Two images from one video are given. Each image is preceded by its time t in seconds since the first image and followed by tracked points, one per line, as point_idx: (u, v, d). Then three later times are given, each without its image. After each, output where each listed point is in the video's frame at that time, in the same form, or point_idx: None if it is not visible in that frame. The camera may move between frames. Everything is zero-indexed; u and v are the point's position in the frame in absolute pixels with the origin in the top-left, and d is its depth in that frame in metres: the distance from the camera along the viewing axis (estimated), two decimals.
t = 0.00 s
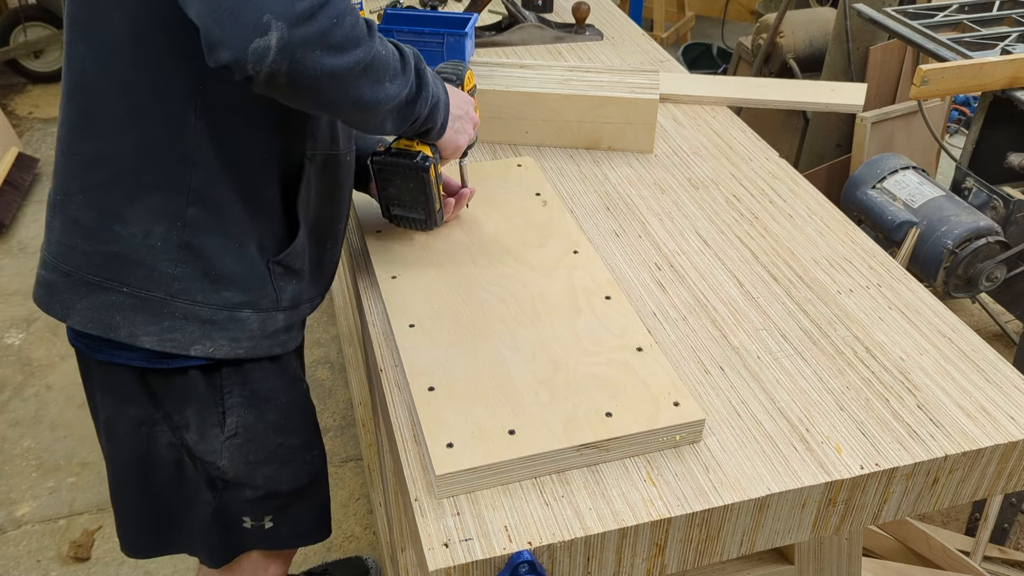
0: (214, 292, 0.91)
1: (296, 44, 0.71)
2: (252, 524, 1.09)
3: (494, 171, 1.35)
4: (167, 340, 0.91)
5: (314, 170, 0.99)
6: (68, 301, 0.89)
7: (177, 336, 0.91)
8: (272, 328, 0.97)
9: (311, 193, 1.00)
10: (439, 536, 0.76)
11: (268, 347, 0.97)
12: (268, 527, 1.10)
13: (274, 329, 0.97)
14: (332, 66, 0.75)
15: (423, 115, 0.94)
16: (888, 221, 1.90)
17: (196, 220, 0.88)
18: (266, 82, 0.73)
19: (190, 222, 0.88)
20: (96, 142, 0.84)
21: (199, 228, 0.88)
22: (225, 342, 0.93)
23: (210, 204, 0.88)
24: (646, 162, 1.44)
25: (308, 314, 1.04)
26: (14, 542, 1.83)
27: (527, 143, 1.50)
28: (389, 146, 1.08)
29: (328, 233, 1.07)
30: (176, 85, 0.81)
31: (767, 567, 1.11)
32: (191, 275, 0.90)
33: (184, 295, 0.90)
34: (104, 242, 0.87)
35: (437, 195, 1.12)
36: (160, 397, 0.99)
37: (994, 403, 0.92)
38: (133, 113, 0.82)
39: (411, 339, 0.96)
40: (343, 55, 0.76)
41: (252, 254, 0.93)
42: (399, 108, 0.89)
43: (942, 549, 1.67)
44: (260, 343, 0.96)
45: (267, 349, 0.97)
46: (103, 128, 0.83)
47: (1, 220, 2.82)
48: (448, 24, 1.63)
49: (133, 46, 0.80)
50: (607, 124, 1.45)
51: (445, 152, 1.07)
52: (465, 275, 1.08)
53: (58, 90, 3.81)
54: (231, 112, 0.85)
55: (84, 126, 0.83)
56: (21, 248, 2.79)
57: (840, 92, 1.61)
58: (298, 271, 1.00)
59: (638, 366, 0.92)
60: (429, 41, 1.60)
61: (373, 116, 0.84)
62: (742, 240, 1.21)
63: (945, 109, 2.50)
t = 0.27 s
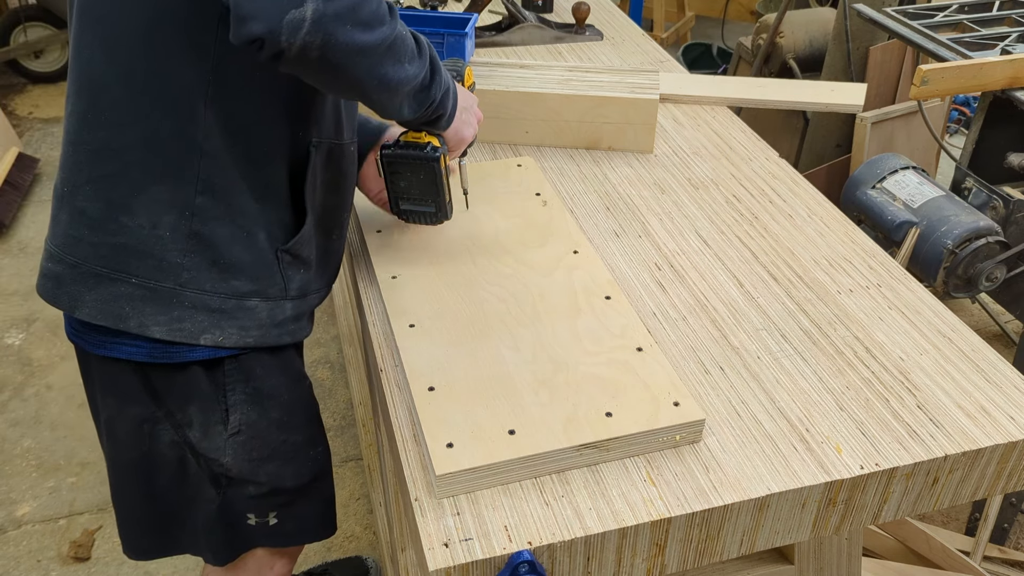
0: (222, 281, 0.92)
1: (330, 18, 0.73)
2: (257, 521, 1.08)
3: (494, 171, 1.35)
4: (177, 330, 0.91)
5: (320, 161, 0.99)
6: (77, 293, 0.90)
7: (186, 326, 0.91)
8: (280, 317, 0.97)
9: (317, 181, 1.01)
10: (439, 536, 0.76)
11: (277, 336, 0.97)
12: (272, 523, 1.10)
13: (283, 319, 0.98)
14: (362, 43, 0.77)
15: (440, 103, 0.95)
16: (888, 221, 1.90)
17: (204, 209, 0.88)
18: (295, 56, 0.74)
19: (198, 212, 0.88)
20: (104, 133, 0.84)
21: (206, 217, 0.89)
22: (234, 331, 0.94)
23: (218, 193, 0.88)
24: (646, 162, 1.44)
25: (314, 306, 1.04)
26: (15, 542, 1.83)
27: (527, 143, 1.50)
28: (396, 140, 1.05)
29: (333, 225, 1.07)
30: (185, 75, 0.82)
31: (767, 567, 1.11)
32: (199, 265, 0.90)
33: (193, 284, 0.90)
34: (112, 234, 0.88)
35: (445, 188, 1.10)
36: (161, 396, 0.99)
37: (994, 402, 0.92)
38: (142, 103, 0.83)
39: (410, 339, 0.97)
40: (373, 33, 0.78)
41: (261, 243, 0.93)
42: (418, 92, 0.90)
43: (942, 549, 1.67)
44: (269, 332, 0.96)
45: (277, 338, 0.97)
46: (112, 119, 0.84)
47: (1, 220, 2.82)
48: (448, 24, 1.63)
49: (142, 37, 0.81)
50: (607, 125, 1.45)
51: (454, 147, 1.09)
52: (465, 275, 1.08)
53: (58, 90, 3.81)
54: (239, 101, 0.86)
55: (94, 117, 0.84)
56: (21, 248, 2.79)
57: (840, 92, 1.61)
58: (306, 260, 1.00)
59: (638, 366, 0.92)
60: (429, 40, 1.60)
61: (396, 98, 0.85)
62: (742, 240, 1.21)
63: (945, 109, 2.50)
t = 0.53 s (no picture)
0: (246, 271, 0.92)
1: None
2: (260, 519, 1.09)
3: (494, 171, 1.35)
4: (204, 321, 0.91)
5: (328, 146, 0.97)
6: (100, 288, 0.89)
7: (213, 317, 0.92)
8: (298, 304, 0.98)
9: (327, 169, 0.99)
10: (439, 536, 0.76)
11: (297, 323, 0.98)
12: (275, 522, 1.10)
13: (301, 305, 0.99)
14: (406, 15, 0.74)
15: (460, 94, 0.93)
16: (888, 221, 1.90)
17: (230, 200, 0.88)
18: (340, 25, 0.71)
19: (223, 203, 0.88)
20: (130, 125, 0.84)
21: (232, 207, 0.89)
22: (257, 319, 0.94)
23: (244, 183, 0.88)
24: (646, 162, 1.44)
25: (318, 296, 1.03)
26: (15, 542, 1.83)
27: (527, 143, 1.50)
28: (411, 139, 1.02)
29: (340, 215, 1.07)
30: (213, 64, 0.82)
31: (767, 567, 1.11)
32: (224, 255, 0.90)
33: (218, 275, 0.91)
34: (136, 227, 0.87)
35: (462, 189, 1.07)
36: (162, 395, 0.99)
37: (994, 402, 0.92)
38: (169, 93, 0.83)
39: (411, 339, 0.96)
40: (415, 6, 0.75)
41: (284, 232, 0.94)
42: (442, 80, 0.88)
43: (942, 549, 1.67)
44: (288, 319, 0.97)
45: (296, 323, 0.99)
46: (139, 111, 0.83)
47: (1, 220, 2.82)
48: (448, 24, 1.63)
49: (171, 27, 0.81)
50: (607, 125, 1.45)
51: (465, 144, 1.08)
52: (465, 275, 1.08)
53: (58, 90, 3.81)
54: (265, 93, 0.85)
55: (118, 109, 0.84)
56: (21, 248, 2.79)
57: (840, 92, 1.61)
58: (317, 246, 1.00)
59: (638, 366, 0.92)
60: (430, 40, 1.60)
61: (427, 77, 0.82)
62: (743, 240, 1.21)
63: (945, 109, 2.50)
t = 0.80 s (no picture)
0: (275, 264, 0.92)
1: None
2: (269, 521, 1.09)
3: (495, 171, 1.35)
4: (232, 315, 0.90)
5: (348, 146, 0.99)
6: (130, 278, 0.88)
7: (241, 310, 0.91)
8: (322, 303, 0.98)
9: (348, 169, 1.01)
10: (439, 536, 0.76)
11: (320, 321, 0.98)
12: (284, 523, 1.11)
13: (324, 304, 0.98)
14: None
15: (472, 85, 0.94)
16: (888, 221, 1.90)
17: (262, 192, 0.88)
18: None
19: (255, 195, 0.88)
20: (166, 114, 0.83)
21: (265, 200, 0.89)
22: (284, 315, 0.94)
23: (277, 175, 0.88)
24: (646, 162, 1.44)
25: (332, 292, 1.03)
26: (15, 542, 1.83)
27: (527, 143, 1.50)
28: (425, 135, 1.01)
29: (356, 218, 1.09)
30: (254, 54, 0.83)
31: (767, 567, 1.11)
32: (254, 248, 0.90)
33: (247, 267, 0.90)
34: (169, 217, 0.86)
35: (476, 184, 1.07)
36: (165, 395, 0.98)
37: (994, 402, 0.92)
38: (209, 82, 0.83)
39: (411, 339, 0.97)
40: None
41: (311, 227, 0.94)
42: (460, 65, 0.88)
43: (942, 549, 1.67)
44: (314, 317, 0.96)
45: (320, 323, 0.98)
46: (176, 100, 0.83)
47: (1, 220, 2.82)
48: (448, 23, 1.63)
49: (214, 17, 0.81)
50: (607, 125, 1.45)
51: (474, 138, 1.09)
52: (465, 275, 1.08)
53: (58, 90, 3.81)
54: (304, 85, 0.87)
55: (153, 98, 0.83)
56: (21, 248, 2.79)
57: (840, 92, 1.61)
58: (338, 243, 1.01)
59: (638, 366, 0.92)
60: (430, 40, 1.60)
61: (448, 57, 0.83)
62: (743, 240, 1.21)
63: (945, 109, 2.50)
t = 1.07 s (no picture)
0: (298, 253, 0.91)
1: None
2: (304, 501, 1.06)
3: (495, 171, 1.35)
4: (254, 301, 0.89)
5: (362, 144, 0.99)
6: (155, 263, 0.87)
7: (264, 297, 0.90)
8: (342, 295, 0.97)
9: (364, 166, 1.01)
10: (439, 536, 0.76)
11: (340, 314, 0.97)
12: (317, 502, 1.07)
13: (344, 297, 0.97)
14: None
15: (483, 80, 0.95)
16: (888, 221, 1.90)
17: (289, 179, 0.88)
18: None
19: (282, 181, 0.87)
20: (199, 98, 0.83)
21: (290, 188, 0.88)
22: (304, 304, 0.92)
23: (304, 163, 0.88)
24: (646, 162, 1.44)
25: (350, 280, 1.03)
26: (15, 542, 1.83)
27: (527, 143, 1.50)
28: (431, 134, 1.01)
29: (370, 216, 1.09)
30: (289, 42, 0.83)
31: (767, 567, 1.11)
32: (279, 236, 0.89)
33: (272, 255, 0.89)
34: (196, 201, 0.86)
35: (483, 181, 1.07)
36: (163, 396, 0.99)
37: (994, 402, 0.92)
38: (244, 68, 0.83)
39: (411, 339, 0.97)
40: None
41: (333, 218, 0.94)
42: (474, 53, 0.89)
43: (942, 549, 1.67)
44: (333, 309, 0.95)
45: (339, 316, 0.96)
46: (210, 84, 0.83)
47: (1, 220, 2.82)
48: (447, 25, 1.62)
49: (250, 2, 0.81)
50: (607, 125, 1.45)
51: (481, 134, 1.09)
52: (466, 275, 1.08)
53: (58, 89, 3.81)
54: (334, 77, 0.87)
55: (188, 81, 0.83)
56: (21, 248, 2.79)
57: (840, 92, 1.61)
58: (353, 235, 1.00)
59: (638, 366, 0.92)
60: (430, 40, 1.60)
61: (463, 42, 0.84)
62: (743, 240, 1.21)
63: (945, 109, 2.50)
